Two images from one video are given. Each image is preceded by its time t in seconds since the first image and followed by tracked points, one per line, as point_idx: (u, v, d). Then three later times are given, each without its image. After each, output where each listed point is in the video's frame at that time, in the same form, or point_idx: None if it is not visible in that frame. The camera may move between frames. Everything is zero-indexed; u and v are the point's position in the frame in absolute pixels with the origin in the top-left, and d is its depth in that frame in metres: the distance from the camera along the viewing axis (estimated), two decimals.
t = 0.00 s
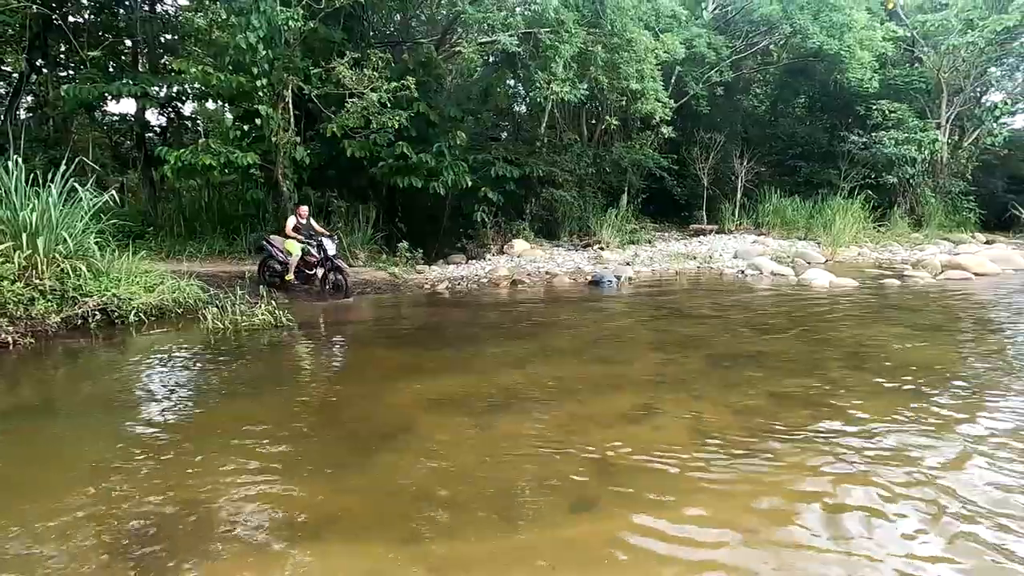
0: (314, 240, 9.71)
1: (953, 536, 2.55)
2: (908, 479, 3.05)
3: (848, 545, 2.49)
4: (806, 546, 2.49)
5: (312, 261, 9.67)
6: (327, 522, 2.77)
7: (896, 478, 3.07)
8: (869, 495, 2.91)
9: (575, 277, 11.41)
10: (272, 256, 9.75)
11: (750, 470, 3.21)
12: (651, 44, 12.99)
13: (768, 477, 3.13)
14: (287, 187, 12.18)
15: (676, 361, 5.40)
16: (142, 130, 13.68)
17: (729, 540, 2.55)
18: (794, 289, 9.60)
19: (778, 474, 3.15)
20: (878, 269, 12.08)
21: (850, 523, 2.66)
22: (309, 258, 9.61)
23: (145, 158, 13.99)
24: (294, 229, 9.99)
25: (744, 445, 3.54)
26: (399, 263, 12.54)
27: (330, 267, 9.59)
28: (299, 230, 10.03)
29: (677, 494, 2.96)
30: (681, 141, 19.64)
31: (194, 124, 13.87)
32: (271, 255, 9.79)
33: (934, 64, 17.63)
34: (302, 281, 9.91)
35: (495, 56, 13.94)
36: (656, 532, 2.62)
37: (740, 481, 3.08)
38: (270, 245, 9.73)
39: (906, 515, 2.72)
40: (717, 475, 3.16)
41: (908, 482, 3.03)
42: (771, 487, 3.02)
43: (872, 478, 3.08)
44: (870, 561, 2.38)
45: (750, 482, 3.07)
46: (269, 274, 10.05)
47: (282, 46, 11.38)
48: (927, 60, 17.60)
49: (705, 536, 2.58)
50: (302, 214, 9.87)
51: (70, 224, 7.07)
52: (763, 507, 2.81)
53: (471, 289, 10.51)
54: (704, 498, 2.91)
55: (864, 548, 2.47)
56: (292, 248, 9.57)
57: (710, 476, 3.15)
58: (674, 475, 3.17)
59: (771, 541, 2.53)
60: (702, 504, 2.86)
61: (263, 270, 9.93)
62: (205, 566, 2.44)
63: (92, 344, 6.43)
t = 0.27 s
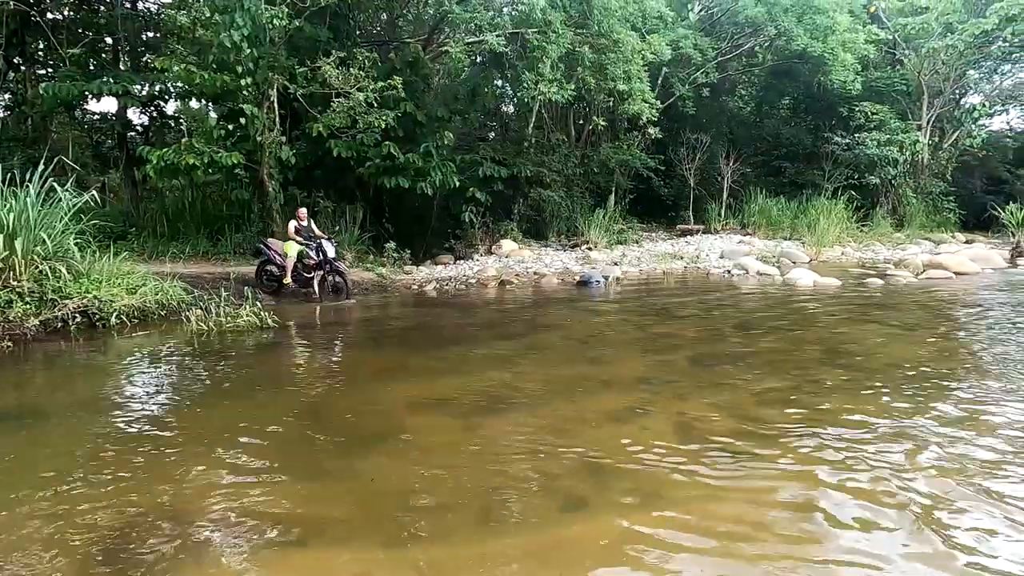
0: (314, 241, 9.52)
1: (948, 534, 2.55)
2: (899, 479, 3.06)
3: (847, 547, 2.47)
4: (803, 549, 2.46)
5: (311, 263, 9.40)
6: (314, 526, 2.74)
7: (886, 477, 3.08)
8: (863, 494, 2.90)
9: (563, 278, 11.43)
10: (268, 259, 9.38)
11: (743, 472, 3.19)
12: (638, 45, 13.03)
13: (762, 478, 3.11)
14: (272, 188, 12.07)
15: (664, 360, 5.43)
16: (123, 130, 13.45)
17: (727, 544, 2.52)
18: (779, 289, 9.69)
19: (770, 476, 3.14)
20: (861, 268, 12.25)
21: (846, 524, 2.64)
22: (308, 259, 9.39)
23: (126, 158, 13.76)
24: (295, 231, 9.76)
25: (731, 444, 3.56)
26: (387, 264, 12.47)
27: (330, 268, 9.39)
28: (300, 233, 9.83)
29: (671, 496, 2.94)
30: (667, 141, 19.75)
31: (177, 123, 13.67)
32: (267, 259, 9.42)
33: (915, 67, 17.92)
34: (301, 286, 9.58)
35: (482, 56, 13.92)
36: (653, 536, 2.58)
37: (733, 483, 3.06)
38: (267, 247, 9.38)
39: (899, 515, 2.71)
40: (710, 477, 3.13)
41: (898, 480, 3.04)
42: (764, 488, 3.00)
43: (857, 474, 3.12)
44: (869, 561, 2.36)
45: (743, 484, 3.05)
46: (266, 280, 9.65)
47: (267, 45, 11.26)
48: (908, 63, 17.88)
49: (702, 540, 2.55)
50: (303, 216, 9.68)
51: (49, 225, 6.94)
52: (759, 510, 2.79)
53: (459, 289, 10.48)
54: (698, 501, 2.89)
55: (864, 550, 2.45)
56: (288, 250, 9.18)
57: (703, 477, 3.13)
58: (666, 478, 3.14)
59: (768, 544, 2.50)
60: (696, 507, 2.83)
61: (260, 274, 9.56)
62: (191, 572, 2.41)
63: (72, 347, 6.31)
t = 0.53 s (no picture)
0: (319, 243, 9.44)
1: (955, 540, 2.49)
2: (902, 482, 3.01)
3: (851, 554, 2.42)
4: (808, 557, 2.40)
5: (319, 266, 9.29)
6: (306, 532, 2.71)
7: (889, 480, 3.03)
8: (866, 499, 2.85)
9: (556, 277, 11.42)
10: (274, 265, 9.16)
11: (743, 475, 3.14)
12: (629, 44, 13.04)
13: (763, 483, 3.05)
14: (263, 188, 12.01)
15: (658, 359, 5.43)
16: (111, 130, 13.30)
17: (729, 552, 2.45)
18: (771, 287, 9.73)
19: (771, 480, 3.08)
20: (852, 266, 12.33)
21: (845, 526, 2.63)
22: (315, 262, 9.28)
23: (114, 158, 13.61)
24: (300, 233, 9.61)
25: (727, 444, 3.55)
26: (379, 264, 12.42)
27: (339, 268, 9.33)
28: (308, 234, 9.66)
29: (670, 503, 2.88)
30: (659, 140, 19.79)
31: (166, 123, 13.53)
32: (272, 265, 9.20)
33: (903, 66, 18.08)
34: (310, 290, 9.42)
35: (474, 55, 13.90)
36: (653, 546, 2.52)
37: (733, 487, 3.01)
38: (271, 254, 9.17)
39: (904, 520, 2.66)
40: (710, 482, 3.08)
41: (901, 484, 2.99)
42: (764, 492, 2.95)
43: (853, 474, 3.11)
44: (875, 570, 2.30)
45: (744, 489, 2.99)
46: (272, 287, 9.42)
47: (257, 44, 11.17)
48: (896, 61, 18.02)
49: (703, 549, 2.48)
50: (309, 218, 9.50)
51: (36, 227, 6.84)
52: (760, 516, 2.73)
53: (452, 289, 10.45)
54: (698, 506, 2.83)
55: (869, 558, 2.39)
56: (297, 254, 9.04)
57: (702, 482, 3.08)
58: (666, 483, 3.08)
59: (772, 552, 2.44)
60: (697, 513, 2.77)
61: (266, 281, 9.33)
62: None
63: (60, 351, 6.22)
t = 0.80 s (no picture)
0: (326, 246, 9.41)
1: (958, 549, 2.43)
2: (903, 486, 2.95)
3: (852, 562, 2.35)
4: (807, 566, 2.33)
5: (329, 270, 9.30)
6: (298, 535, 2.68)
7: (888, 485, 2.98)
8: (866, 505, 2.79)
9: (549, 276, 11.43)
10: (282, 274, 9.06)
11: (740, 479, 3.09)
12: (621, 43, 13.08)
13: (761, 487, 3.00)
14: (254, 188, 11.96)
15: (650, 358, 5.44)
16: (99, 130, 13.16)
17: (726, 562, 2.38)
18: (763, 285, 9.77)
19: (769, 483, 3.03)
20: (842, 264, 12.43)
21: (838, 525, 2.63)
22: (326, 267, 9.30)
23: (103, 158, 13.46)
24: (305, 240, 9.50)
25: (721, 443, 3.54)
26: (372, 264, 12.38)
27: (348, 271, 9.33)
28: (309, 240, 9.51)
29: (667, 509, 2.81)
30: (651, 139, 19.84)
31: (155, 123, 13.41)
32: (280, 273, 9.08)
33: (892, 65, 18.25)
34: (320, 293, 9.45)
35: (466, 55, 13.89)
36: (648, 555, 2.45)
37: (729, 490, 2.97)
38: (278, 262, 9.02)
39: (905, 526, 2.60)
40: (707, 486, 3.02)
41: (901, 489, 2.93)
42: (763, 498, 2.89)
43: (846, 472, 3.12)
44: None
45: (741, 494, 2.93)
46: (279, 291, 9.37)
47: (247, 43, 11.08)
48: (885, 61, 18.19)
49: (699, 557, 2.41)
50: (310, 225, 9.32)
51: (24, 228, 6.77)
52: (759, 522, 2.67)
53: (445, 289, 10.43)
54: (695, 512, 2.76)
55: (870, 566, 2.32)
56: (308, 265, 9.04)
57: (699, 487, 3.02)
58: (663, 488, 3.01)
59: (771, 561, 2.37)
60: (693, 520, 2.71)
61: (274, 288, 9.25)
62: None
63: (48, 353, 6.15)
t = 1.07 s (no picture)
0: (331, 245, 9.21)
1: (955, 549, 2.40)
2: (898, 483, 2.93)
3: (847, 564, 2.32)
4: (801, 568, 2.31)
5: (335, 269, 9.13)
6: (292, 534, 2.67)
7: (884, 481, 2.96)
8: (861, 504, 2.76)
9: (541, 273, 11.44)
10: (287, 273, 8.92)
11: (734, 476, 3.07)
12: (611, 39, 13.09)
13: (755, 485, 2.98)
14: (242, 186, 11.89)
15: (641, 353, 5.47)
16: (83, 127, 12.98)
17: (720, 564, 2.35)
18: (753, 280, 9.84)
19: (763, 481, 3.01)
20: (831, 258, 12.54)
21: (829, 517, 2.66)
22: (331, 266, 9.07)
23: (87, 156, 13.28)
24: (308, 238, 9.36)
25: (711, 437, 3.58)
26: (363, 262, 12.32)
27: (354, 271, 9.13)
28: (312, 238, 9.42)
29: (661, 509, 2.78)
30: (641, 135, 19.88)
31: (140, 119, 13.24)
32: (285, 272, 8.95)
33: (879, 61, 18.40)
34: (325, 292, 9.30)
35: (456, 51, 13.84)
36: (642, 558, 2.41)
37: (720, 483, 3.00)
38: (283, 261, 8.90)
39: (900, 523, 2.59)
40: (702, 485, 2.99)
41: (897, 485, 2.91)
42: (758, 496, 2.86)
43: (835, 465, 3.15)
44: None
45: (737, 493, 2.90)
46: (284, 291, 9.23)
47: (233, 39, 10.97)
48: (872, 57, 18.34)
49: (693, 560, 2.38)
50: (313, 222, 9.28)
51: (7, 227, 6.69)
52: (754, 522, 2.64)
53: (436, 286, 10.41)
54: (690, 512, 2.74)
55: (865, 567, 2.30)
56: (310, 262, 8.86)
57: (694, 485, 2.99)
58: (657, 488, 2.98)
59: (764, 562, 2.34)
60: (689, 520, 2.67)
61: (279, 288, 9.10)
62: None
63: (34, 353, 6.09)
